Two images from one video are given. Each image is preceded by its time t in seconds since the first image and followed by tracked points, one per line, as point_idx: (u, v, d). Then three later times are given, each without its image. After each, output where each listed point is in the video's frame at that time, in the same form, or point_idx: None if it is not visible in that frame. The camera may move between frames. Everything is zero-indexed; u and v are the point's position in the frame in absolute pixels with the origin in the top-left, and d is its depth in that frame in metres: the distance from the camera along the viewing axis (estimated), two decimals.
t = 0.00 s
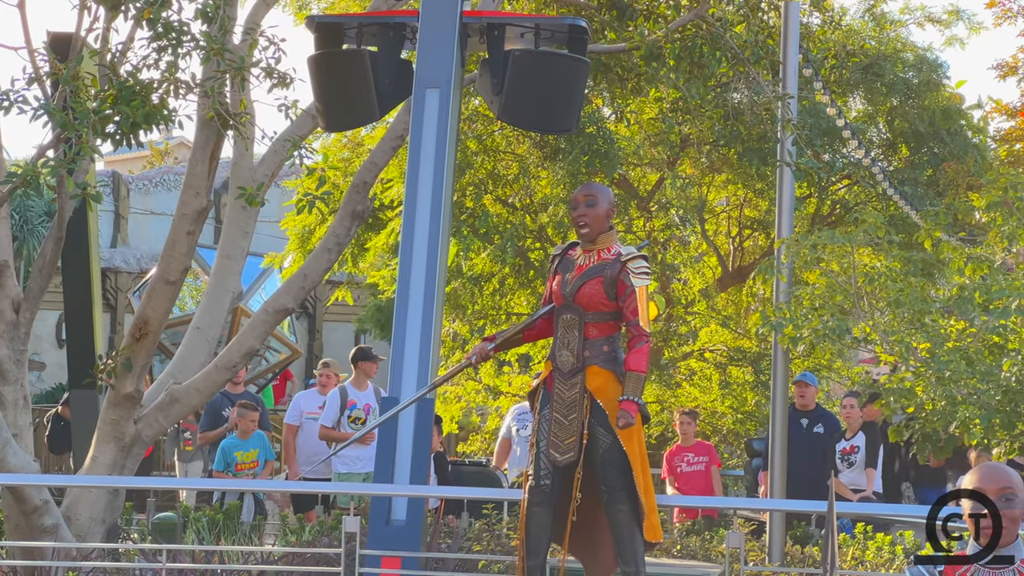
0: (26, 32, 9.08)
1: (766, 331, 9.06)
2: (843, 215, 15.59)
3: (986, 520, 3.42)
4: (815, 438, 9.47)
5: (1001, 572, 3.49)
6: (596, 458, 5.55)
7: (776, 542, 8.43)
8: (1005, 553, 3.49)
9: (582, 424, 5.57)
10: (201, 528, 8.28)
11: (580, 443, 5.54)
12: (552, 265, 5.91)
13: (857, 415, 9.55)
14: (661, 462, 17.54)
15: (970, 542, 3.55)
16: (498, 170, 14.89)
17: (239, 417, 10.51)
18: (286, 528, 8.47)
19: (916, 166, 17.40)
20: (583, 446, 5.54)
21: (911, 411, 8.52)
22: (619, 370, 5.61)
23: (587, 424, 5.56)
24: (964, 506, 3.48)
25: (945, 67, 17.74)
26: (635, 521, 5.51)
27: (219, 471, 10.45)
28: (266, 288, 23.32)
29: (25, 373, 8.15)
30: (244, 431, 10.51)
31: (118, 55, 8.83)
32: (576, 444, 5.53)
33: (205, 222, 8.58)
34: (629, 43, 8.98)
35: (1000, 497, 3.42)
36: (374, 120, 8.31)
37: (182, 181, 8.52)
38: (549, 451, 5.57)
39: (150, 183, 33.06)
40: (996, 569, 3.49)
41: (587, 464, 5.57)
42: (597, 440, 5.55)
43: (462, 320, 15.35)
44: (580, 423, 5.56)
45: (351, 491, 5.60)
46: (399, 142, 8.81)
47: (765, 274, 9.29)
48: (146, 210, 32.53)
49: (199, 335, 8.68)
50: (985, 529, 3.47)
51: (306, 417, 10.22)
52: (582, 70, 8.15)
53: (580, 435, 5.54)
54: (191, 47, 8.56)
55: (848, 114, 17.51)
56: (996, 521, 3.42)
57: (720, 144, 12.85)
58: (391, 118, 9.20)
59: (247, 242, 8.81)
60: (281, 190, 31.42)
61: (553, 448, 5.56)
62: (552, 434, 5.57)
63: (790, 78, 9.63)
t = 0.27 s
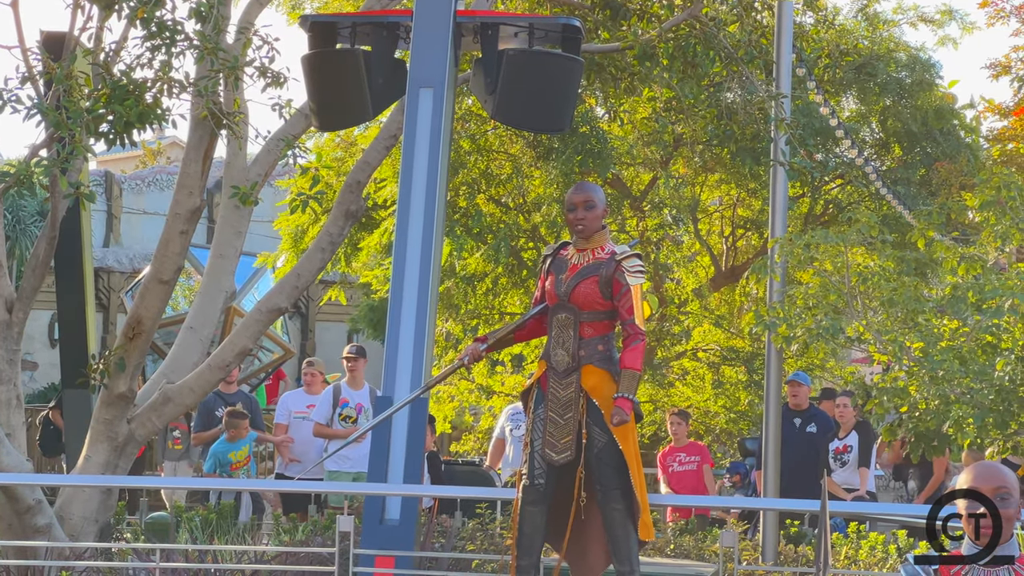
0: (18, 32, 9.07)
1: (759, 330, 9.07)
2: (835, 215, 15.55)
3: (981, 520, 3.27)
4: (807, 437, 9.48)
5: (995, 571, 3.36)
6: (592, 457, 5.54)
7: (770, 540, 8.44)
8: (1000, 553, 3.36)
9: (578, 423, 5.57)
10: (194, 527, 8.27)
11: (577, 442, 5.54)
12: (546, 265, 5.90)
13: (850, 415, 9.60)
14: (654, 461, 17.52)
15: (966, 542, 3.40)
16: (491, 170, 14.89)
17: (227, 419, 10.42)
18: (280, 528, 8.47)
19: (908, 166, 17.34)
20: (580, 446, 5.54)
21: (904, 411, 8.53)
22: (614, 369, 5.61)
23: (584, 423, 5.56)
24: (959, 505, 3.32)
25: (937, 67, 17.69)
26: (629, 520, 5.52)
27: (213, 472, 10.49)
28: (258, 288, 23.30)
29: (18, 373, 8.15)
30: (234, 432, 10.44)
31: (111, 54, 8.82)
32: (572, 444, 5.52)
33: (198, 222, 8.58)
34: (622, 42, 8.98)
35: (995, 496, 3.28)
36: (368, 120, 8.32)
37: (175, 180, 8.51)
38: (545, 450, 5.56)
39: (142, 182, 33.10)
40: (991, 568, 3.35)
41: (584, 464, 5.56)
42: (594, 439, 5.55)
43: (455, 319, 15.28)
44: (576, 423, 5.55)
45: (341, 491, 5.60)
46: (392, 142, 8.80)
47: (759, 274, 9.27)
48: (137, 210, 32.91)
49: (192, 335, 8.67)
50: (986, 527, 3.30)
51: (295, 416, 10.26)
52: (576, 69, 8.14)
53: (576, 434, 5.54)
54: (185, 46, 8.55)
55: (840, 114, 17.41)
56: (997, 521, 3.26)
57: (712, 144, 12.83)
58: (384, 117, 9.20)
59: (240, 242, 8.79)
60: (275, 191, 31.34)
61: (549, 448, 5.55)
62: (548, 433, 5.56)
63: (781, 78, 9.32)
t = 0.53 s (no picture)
0: (11, 31, 9.06)
1: (753, 329, 9.08)
2: (828, 215, 15.48)
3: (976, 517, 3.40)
4: (801, 437, 9.51)
5: (990, 570, 3.47)
6: (588, 457, 5.52)
7: (763, 539, 8.44)
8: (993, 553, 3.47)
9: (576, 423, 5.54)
10: (187, 527, 8.28)
11: (573, 441, 5.51)
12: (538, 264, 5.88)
13: (843, 414, 9.35)
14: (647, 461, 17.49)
15: (962, 543, 3.52)
16: (483, 170, 14.90)
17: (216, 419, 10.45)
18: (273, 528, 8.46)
19: (901, 165, 17.24)
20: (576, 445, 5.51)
21: (897, 410, 8.55)
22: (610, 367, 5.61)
23: (582, 422, 5.52)
24: (954, 506, 3.46)
25: (930, 66, 17.61)
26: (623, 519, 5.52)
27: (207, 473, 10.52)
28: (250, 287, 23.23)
29: (11, 372, 8.15)
30: (223, 431, 10.48)
31: (105, 54, 8.81)
32: (569, 443, 5.50)
33: (191, 221, 8.57)
34: (616, 42, 8.98)
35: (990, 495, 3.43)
36: (361, 117, 8.33)
37: (168, 180, 8.51)
38: (540, 449, 5.53)
39: (134, 182, 32.64)
40: (986, 566, 3.46)
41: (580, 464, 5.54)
42: (590, 438, 5.52)
43: (448, 318, 15.25)
44: (574, 422, 5.52)
45: (333, 491, 5.60)
46: (386, 141, 8.78)
47: (752, 274, 9.27)
48: (130, 209, 32.12)
49: (185, 335, 8.68)
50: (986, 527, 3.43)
51: (288, 416, 10.26)
52: (569, 68, 8.14)
53: (574, 433, 5.51)
54: (178, 45, 8.54)
55: (833, 114, 17.28)
56: (996, 520, 3.39)
57: (705, 144, 12.80)
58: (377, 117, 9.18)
59: (233, 240, 8.78)
60: (268, 190, 31.24)
61: (545, 447, 5.52)
62: (544, 432, 5.53)
63: (777, 79, 9.50)
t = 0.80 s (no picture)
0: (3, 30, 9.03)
1: (746, 329, 9.07)
2: (821, 214, 15.45)
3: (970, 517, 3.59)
4: (793, 437, 9.53)
5: (984, 569, 3.64)
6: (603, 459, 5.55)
7: (756, 539, 8.44)
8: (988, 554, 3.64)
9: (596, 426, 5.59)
10: (180, 527, 8.27)
11: (598, 445, 5.53)
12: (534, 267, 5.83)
13: (835, 414, 9.34)
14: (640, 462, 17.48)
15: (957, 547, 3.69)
16: (475, 169, 14.80)
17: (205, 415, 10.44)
18: (266, 527, 8.47)
19: (893, 165, 17.16)
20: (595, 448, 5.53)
21: (890, 409, 8.55)
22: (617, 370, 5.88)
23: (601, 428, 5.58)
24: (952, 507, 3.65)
25: (922, 66, 17.53)
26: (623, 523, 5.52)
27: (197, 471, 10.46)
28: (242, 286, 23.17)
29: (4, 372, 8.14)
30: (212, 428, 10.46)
31: (97, 53, 8.79)
32: (595, 447, 5.51)
33: (184, 221, 8.56)
34: (609, 41, 8.99)
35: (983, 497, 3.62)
36: (355, 118, 8.33)
37: (162, 179, 8.51)
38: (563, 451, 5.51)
39: (126, 182, 31.70)
40: (980, 565, 3.63)
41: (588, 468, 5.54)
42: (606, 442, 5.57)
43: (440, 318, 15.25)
44: (595, 425, 5.57)
45: (326, 490, 5.60)
46: (379, 141, 8.78)
47: (745, 273, 9.26)
48: (123, 209, 31.55)
49: (178, 335, 8.67)
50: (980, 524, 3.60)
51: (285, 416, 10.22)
52: (562, 67, 8.14)
53: (596, 438, 5.54)
54: (171, 45, 8.52)
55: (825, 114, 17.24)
56: (994, 519, 3.58)
57: (698, 143, 12.77)
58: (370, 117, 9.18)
59: (226, 241, 8.76)
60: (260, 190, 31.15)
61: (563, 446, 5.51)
62: (564, 433, 5.53)
63: (770, 78, 9.33)
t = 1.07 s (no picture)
0: None
1: (738, 328, 9.07)
2: (813, 214, 15.40)
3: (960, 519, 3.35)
4: (785, 436, 9.59)
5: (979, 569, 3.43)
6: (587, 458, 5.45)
7: (748, 539, 8.43)
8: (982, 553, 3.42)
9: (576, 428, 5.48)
10: (172, 527, 8.26)
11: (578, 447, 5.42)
12: (527, 262, 5.70)
13: (828, 414, 9.31)
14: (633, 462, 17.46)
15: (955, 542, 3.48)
16: (467, 169, 14.75)
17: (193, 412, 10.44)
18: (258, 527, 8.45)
19: (885, 165, 17.07)
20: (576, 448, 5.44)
21: (882, 409, 8.55)
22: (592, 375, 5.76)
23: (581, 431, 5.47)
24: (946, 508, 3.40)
25: (915, 66, 17.47)
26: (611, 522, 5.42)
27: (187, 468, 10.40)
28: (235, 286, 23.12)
29: None
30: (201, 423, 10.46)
31: (88, 52, 8.76)
32: (576, 448, 5.40)
33: (176, 220, 8.56)
34: (601, 40, 8.98)
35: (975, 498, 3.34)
36: (347, 118, 8.32)
37: (153, 179, 8.50)
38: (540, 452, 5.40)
39: (118, 181, 31.75)
40: (973, 565, 3.43)
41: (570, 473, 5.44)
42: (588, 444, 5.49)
43: (432, 318, 15.24)
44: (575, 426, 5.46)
45: (317, 489, 5.62)
46: (371, 140, 8.77)
47: (737, 273, 9.25)
48: (115, 208, 31.62)
49: (170, 335, 8.68)
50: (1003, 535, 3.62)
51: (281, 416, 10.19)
52: (555, 67, 8.13)
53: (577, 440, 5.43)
54: (163, 44, 8.50)
55: (817, 114, 17.10)
56: (992, 520, 3.33)
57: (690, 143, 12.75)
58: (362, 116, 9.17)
59: (218, 240, 8.75)
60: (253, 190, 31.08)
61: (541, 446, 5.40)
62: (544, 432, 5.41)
63: (762, 78, 9.48)
